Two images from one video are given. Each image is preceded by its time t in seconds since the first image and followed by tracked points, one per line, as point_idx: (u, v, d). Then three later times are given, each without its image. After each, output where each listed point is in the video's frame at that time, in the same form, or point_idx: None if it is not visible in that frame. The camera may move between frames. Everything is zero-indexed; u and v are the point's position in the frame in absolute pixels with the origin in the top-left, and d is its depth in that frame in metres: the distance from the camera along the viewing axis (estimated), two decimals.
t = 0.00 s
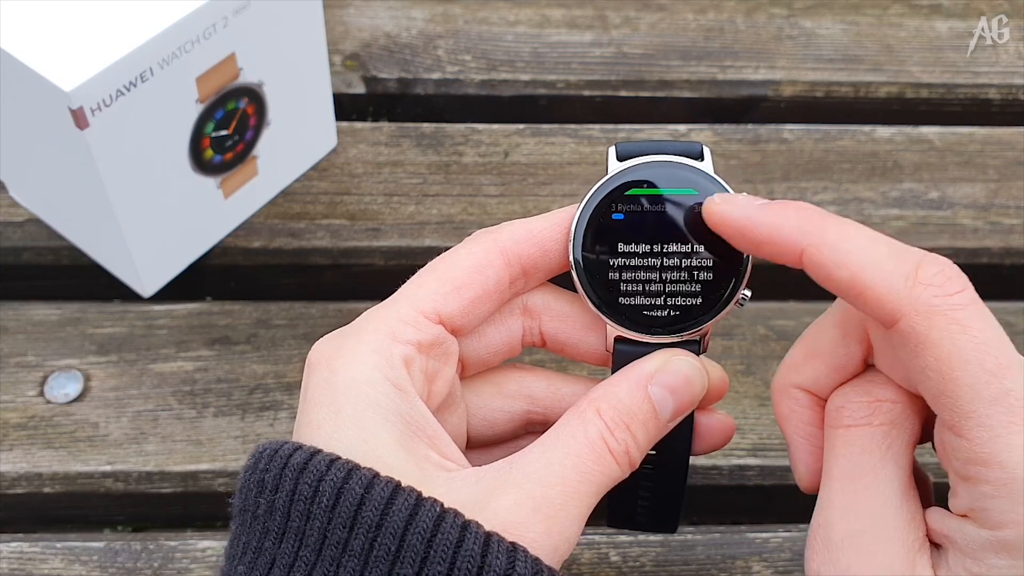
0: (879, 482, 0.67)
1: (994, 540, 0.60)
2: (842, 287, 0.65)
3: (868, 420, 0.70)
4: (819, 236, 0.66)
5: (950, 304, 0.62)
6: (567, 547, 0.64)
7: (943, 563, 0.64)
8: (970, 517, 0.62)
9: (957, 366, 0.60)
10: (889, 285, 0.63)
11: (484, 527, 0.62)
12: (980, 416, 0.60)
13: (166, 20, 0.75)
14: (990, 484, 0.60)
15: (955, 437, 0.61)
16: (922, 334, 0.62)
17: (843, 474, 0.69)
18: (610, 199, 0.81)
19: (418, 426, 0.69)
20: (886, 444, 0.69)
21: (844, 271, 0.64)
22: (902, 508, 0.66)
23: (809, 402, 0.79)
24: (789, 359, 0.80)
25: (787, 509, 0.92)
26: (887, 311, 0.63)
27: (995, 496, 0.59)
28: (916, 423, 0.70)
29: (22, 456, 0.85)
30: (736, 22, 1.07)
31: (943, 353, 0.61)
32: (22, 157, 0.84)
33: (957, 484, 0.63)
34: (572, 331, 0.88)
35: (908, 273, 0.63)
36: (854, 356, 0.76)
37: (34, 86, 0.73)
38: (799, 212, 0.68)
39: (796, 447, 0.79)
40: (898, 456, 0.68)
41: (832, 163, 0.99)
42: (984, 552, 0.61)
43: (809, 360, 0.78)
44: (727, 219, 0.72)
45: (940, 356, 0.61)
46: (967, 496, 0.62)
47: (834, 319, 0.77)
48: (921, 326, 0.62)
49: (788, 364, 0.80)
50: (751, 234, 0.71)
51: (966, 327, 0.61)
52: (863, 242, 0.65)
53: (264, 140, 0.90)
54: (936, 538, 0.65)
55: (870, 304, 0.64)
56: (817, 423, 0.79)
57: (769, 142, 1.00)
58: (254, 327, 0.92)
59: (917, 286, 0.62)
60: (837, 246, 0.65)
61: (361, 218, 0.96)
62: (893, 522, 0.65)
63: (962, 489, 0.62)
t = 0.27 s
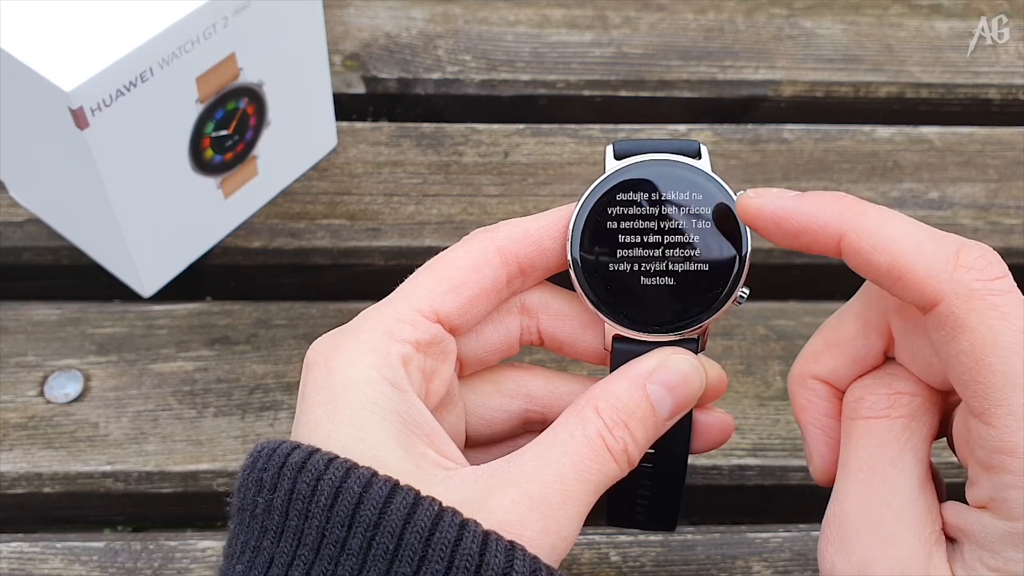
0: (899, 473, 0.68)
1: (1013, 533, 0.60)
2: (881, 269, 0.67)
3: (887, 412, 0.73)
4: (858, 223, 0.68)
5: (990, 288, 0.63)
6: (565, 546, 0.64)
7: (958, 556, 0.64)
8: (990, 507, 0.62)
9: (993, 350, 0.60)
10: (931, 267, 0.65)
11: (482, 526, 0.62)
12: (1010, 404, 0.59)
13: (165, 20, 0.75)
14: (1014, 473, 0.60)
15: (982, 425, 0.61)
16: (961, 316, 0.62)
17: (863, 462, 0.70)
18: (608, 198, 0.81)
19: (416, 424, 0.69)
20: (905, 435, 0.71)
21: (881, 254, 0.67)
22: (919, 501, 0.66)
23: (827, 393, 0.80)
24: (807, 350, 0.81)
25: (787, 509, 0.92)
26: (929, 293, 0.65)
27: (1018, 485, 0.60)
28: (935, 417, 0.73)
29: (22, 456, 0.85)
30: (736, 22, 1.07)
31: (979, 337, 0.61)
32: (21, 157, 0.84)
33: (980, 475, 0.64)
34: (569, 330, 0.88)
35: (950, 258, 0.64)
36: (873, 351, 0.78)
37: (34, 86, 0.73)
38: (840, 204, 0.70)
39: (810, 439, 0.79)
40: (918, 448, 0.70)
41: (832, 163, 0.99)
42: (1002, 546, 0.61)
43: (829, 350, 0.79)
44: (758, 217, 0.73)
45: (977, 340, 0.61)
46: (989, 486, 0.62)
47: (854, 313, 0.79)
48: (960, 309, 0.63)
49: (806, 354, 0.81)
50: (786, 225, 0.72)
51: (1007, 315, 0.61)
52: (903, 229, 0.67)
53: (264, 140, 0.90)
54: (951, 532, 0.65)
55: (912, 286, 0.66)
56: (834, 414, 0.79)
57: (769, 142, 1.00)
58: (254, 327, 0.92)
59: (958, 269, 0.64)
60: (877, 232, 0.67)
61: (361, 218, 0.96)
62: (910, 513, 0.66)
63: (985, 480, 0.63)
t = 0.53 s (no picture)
0: (883, 489, 0.67)
1: (1002, 548, 0.60)
2: (847, 301, 0.67)
3: (872, 425, 0.71)
4: (815, 258, 0.69)
5: (952, 308, 0.63)
6: (566, 546, 0.64)
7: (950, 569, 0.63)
8: (979, 524, 0.62)
9: (964, 371, 0.60)
10: (893, 293, 0.64)
11: (483, 525, 0.62)
12: (990, 423, 0.59)
13: (166, 20, 0.75)
14: (998, 491, 0.59)
15: (962, 444, 0.61)
16: (930, 339, 0.62)
17: (846, 478, 0.69)
18: (608, 198, 0.81)
19: (417, 424, 0.69)
20: (889, 450, 0.69)
21: (845, 286, 0.67)
22: (906, 516, 0.65)
23: (810, 405, 0.79)
24: (791, 362, 0.80)
25: (787, 509, 0.92)
26: (895, 319, 0.64)
27: (1004, 503, 0.59)
28: (919, 428, 0.71)
29: (23, 456, 0.85)
30: (736, 22, 1.07)
31: (949, 359, 0.61)
32: (21, 157, 0.84)
33: (965, 491, 0.63)
34: (570, 329, 0.88)
35: (911, 280, 0.64)
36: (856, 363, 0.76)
37: (34, 86, 0.73)
38: (794, 241, 0.70)
39: (799, 453, 0.78)
40: (901, 461, 0.68)
41: (832, 163, 0.99)
42: (994, 560, 0.61)
43: (812, 363, 0.78)
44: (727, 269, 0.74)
45: (947, 362, 0.61)
46: (975, 504, 0.62)
47: (836, 324, 0.77)
48: (927, 332, 0.63)
49: (791, 366, 0.80)
50: (752, 268, 0.72)
51: (972, 332, 0.61)
52: (859, 257, 0.67)
53: (264, 139, 0.90)
54: (942, 544, 0.64)
55: (877, 315, 0.66)
56: (822, 426, 0.78)
57: (769, 142, 1.00)
58: (254, 327, 0.92)
59: (920, 293, 0.64)
60: (836, 263, 0.67)
61: (361, 218, 0.96)
62: (896, 528, 0.65)
63: (970, 497, 0.62)
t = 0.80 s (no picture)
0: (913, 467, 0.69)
1: None
2: (917, 261, 0.69)
3: (902, 404, 0.74)
4: (891, 218, 0.71)
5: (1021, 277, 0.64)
6: (565, 545, 0.64)
7: (971, 550, 0.64)
8: (1006, 501, 0.63)
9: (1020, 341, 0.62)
10: (967, 257, 0.66)
11: (482, 524, 0.62)
12: None
13: (165, 20, 0.75)
14: None
15: (1005, 417, 0.63)
16: (995, 305, 0.64)
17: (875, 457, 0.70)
18: (608, 197, 0.81)
19: (416, 423, 0.69)
20: (920, 429, 0.71)
21: (917, 246, 0.69)
22: (934, 495, 0.67)
23: (840, 386, 0.81)
24: (822, 344, 0.82)
25: (787, 509, 0.92)
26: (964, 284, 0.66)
27: None
28: (948, 412, 0.74)
29: (22, 456, 0.85)
30: (736, 22, 1.07)
31: (1009, 327, 0.63)
32: (21, 157, 0.84)
33: (997, 467, 0.65)
34: (569, 328, 0.88)
35: (988, 248, 0.66)
36: (889, 345, 0.79)
37: (34, 86, 0.73)
38: (867, 200, 0.73)
39: (823, 432, 0.80)
40: (931, 442, 0.71)
41: (832, 163, 0.99)
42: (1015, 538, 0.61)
43: (844, 344, 0.80)
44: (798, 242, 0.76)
45: (1006, 330, 0.63)
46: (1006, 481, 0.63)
47: (873, 305, 0.80)
48: (993, 299, 0.64)
49: (822, 348, 0.82)
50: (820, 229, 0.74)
51: None
52: (938, 221, 0.69)
53: (264, 140, 0.90)
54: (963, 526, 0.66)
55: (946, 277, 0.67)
56: (847, 409, 0.80)
57: (769, 142, 1.00)
58: (254, 327, 0.92)
59: (994, 259, 0.65)
60: (912, 224, 0.69)
61: (361, 218, 0.96)
62: (921, 506, 0.66)
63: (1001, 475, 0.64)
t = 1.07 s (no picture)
0: (902, 438, 0.70)
1: (1005, 476, 0.62)
2: (888, 237, 0.76)
3: (894, 382, 0.75)
4: (866, 200, 0.78)
5: (983, 251, 0.70)
6: (564, 544, 0.64)
7: (956, 516, 0.64)
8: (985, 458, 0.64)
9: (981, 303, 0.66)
10: (927, 231, 0.73)
11: (481, 524, 0.62)
12: (1000, 353, 0.64)
13: (165, 20, 0.75)
14: (1005, 417, 0.63)
15: (975, 376, 0.65)
16: (958, 273, 0.69)
17: (866, 430, 0.72)
18: (608, 197, 0.81)
19: (415, 423, 0.69)
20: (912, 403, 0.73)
21: (887, 223, 0.76)
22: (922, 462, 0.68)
23: (835, 372, 0.82)
24: (821, 333, 0.84)
25: (787, 509, 0.92)
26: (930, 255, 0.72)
27: (1009, 430, 0.62)
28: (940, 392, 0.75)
29: (22, 456, 0.85)
30: (736, 22, 1.07)
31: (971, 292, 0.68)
32: (21, 157, 0.84)
33: (976, 431, 0.66)
34: (569, 328, 0.88)
35: (947, 224, 0.73)
36: (881, 331, 0.80)
37: (34, 86, 0.73)
38: (849, 186, 0.80)
39: (821, 418, 0.80)
40: (921, 416, 0.72)
41: (832, 163, 0.99)
42: (996, 493, 0.62)
43: (840, 330, 0.82)
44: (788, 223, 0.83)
45: (970, 294, 0.68)
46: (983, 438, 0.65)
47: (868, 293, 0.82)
48: (957, 267, 0.70)
49: (822, 337, 0.83)
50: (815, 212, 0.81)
51: (1000, 280, 0.67)
52: (907, 205, 0.76)
53: (264, 140, 0.90)
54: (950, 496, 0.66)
55: (915, 250, 0.73)
56: (844, 393, 0.81)
57: (769, 142, 1.00)
58: (254, 327, 0.92)
59: (950, 234, 0.72)
60: (885, 205, 0.76)
61: (361, 218, 0.96)
62: (910, 472, 0.67)
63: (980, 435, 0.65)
